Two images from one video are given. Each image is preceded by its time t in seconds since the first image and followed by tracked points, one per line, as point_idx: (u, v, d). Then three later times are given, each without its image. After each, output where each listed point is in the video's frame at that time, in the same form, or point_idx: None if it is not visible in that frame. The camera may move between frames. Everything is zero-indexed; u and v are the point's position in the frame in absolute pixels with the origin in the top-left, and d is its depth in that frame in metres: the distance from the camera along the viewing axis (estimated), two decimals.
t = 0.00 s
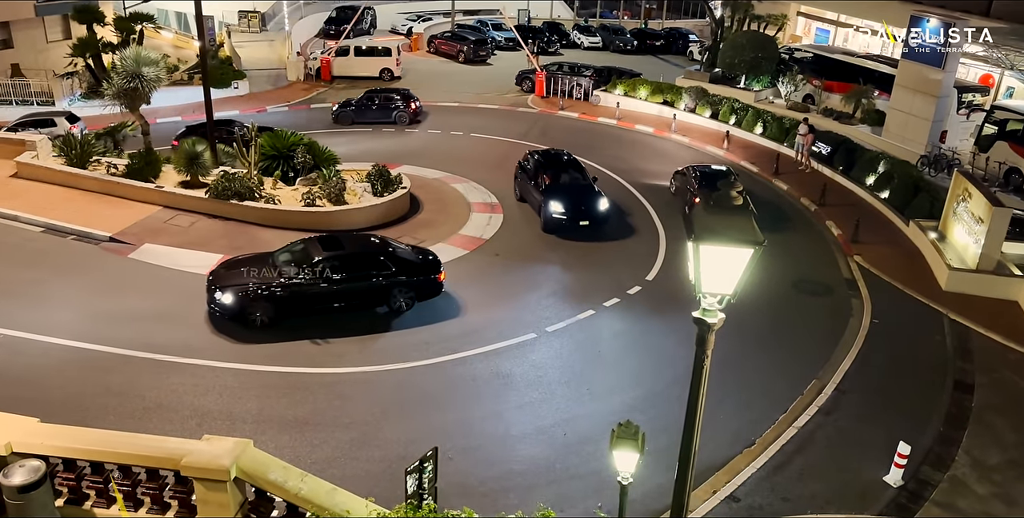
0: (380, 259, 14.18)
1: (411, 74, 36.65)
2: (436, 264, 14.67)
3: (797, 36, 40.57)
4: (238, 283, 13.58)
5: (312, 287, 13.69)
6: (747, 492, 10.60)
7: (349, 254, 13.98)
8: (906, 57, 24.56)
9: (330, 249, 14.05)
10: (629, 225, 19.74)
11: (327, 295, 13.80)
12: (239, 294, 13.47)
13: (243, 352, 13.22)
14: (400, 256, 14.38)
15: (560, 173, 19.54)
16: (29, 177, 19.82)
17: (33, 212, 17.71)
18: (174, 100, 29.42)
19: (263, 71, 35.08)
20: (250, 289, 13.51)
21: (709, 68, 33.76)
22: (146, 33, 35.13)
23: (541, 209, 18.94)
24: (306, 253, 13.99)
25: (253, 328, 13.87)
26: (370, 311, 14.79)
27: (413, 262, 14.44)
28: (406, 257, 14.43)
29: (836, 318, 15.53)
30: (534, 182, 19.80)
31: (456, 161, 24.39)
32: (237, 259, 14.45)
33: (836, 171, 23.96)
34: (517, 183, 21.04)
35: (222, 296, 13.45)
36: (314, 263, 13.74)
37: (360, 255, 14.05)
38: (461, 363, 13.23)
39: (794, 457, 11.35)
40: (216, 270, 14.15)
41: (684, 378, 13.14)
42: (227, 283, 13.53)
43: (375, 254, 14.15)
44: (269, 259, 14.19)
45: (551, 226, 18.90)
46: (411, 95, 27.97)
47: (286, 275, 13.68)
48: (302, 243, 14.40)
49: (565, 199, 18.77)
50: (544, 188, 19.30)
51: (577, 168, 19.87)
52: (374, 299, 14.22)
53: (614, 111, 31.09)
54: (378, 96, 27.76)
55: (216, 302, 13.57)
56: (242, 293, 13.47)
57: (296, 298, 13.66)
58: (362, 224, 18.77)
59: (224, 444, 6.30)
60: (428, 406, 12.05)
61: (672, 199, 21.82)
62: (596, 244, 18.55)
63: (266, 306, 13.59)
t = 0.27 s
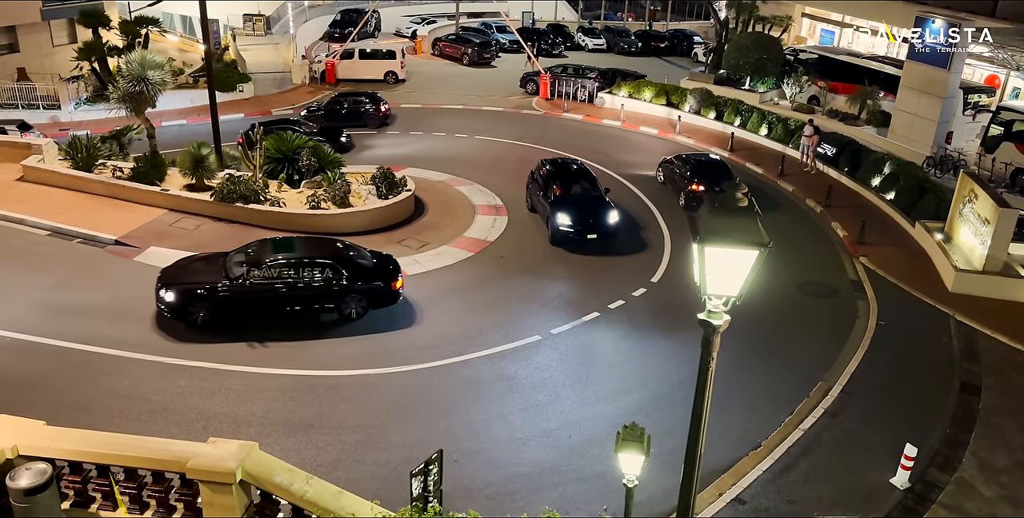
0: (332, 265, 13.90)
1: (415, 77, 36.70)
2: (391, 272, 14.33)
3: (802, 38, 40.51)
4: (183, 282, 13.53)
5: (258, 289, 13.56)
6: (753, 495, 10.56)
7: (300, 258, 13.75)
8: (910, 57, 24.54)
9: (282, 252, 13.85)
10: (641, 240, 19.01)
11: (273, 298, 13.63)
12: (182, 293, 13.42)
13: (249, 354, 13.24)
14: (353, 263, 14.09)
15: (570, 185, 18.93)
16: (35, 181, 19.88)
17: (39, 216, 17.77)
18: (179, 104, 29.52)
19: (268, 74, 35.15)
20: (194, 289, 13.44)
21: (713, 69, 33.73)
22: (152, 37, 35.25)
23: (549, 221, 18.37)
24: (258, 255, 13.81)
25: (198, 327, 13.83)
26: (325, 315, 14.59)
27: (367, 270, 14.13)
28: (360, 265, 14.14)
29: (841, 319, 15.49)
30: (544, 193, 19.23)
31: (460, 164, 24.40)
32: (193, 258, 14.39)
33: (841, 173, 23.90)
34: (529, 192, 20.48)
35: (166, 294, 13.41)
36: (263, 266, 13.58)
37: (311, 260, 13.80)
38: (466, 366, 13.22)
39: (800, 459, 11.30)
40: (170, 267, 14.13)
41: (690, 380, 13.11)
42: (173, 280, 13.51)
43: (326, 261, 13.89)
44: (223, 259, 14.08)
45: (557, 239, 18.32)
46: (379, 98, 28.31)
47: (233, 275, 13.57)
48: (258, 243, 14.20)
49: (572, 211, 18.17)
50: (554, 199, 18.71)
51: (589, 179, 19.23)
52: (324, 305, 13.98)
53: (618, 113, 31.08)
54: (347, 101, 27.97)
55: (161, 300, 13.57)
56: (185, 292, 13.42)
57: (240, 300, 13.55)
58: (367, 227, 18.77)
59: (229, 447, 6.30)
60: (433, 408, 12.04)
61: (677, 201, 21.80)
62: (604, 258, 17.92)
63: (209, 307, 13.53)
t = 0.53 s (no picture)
0: (278, 268, 13.68)
1: (419, 78, 36.75)
2: (340, 278, 14.04)
3: (806, 38, 40.48)
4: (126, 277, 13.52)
5: (199, 288, 13.43)
6: (758, 496, 10.55)
7: (246, 259, 13.57)
8: (915, 58, 24.50)
9: (229, 252, 13.70)
10: (652, 252, 18.35)
11: (216, 299, 13.50)
12: (124, 288, 13.42)
13: (254, 356, 13.27)
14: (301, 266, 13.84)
15: (580, 195, 18.34)
16: (40, 183, 19.95)
17: (44, 219, 17.83)
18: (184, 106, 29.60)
19: (272, 77, 35.23)
20: (136, 286, 13.42)
21: (717, 70, 33.71)
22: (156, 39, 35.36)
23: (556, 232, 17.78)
24: (205, 254, 13.69)
25: (142, 324, 13.84)
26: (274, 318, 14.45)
27: (314, 274, 13.87)
28: (308, 268, 13.90)
29: (845, 320, 15.48)
30: (552, 203, 18.64)
31: (464, 165, 24.43)
32: (148, 254, 14.40)
33: (846, 173, 23.87)
34: (539, 200, 19.92)
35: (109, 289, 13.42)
36: (206, 265, 13.44)
37: (258, 262, 13.62)
38: (471, 367, 13.24)
39: (805, 460, 11.29)
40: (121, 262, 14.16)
41: (694, 381, 13.10)
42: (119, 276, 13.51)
43: (272, 262, 13.66)
44: (173, 256, 14.03)
45: (565, 250, 17.71)
46: (346, 101, 28.41)
47: (178, 274, 13.49)
48: (209, 242, 14.08)
49: (580, 222, 17.56)
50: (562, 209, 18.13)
51: (600, 189, 18.62)
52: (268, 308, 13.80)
53: (622, 114, 31.08)
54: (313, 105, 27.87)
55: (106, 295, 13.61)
56: (127, 288, 13.42)
57: (183, 299, 13.48)
58: (371, 228, 18.80)
59: (234, 448, 6.31)
60: (438, 409, 12.07)
61: (681, 202, 21.79)
62: (613, 271, 17.29)
63: (151, 303, 13.52)
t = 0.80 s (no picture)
0: (219, 268, 13.63)
1: (422, 79, 36.78)
2: (283, 279, 13.94)
3: (809, 38, 40.42)
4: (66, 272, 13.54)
5: (139, 285, 13.43)
6: (762, 497, 10.53)
7: (186, 258, 13.52)
8: (918, 58, 24.45)
9: (170, 249, 13.65)
10: (656, 252, 18.34)
11: (155, 297, 13.51)
12: (64, 282, 13.46)
13: (258, 357, 13.29)
14: (242, 267, 13.75)
15: (589, 204, 17.79)
16: (44, 185, 19.99)
17: (48, 219, 17.87)
18: (187, 108, 29.64)
19: (275, 78, 35.29)
20: (75, 280, 13.46)
21: (720, 71, 33.67)
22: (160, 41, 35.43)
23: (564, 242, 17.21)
24: (148, 250, 13.66)
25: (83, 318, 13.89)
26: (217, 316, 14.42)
27: (255, 275, 13.77)
28: (249, 268, 13.81)
29: (848, 320, 15.46)
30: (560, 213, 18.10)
31: (467, 166, 24.44)
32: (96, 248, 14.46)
33: (849, 173, 23.83)
34: (547, 209, 19.37)
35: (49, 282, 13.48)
36: (146, 262, 13.42)
37: (197, 260, 13.56)
38: (474, 367, 13.24)
39: (809, 461, 11.27)
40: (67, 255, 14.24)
41: (698, 382, 13.08)
42: (60, 269, 13.53)
43: (211, 261, 13.61)
44: (117, 251, 14.06)
45: (575, 262, 17.13)
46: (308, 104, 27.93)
47: (117, 270, 13.47)
48: (154, 238, 14.07)
49: (589, 233, 16.99)
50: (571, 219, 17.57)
51: (610, 198, 18.07)
52: (207, 307, 13.76)
53: (625, 115, 31.08)
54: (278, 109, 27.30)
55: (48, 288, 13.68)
56: (67, 281, 13.46)
57: (123, 296, 13.49)
58: (375, 229, 18.82)
59: (238, 449, 6.31)
60: (441, 410, 12.07)
61: (684, 203, 21.78)
62: (623, 283, 16.72)
63: (91, 299, 13.56)
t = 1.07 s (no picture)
0: (155, 264, 13.59)
1: (423, 79, 36.77)
2: (220, 278, 13.78)
3: (810, 38, 40.38)
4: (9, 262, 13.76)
5: (76, 278, 13.53)
6: (763, 497, 10.53)
7: (122, 252, 13.53)
8: (920, 58, 24.40)
9: (110, 244, 13.68)
10: (658, 251, 18.33)
11: (91, 291, 13.59)
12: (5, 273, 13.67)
13: (259, 356, 13.30)
14: (177, 264, 13.66)
15: (598, 213, 17.30)
16: (46, 185, 20.01)
17: (50, 219, 17.89)
18: (188, 107, 29.65)
19: (276, 77, 35.31)
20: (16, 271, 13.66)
21: (722, 70, 33.64)
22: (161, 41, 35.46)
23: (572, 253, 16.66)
24: (89, 243, 13.72)
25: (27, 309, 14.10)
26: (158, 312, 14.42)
27: (189, 272, 13.66)
28: (185, 265, 13.71)
29: (850, 320, 15.43)
30: (567, 221, 17.58)
31: (468, 166, 24.43)
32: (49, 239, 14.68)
33: (851, 173, 23.81)
34: (553, 218, 18.84)
35: None
36: (84, 256, 13.49)
37: (134, 256, 13.55)
38: (475, 367, 13.25)
39: (810, 461, 11.26)
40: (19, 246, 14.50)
41: (699, 382, 13.08)
42: (4, 259, 13.77)
43: (148, 257, 13.58)
44: (63, 243, 14.20)
45: (585, 274, 16.56)
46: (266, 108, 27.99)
47: (56, 262, 13.59)
48: (100, 231, 14.15)
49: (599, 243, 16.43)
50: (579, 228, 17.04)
51: (619, 206, 17.56)
52: (144, 303, 13.76)
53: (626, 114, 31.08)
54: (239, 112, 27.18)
55: None
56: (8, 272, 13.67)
57: (61, 288, 13.61)
58: (376, 228, 18.82)
59: (239, 449, 6.31)
60: (442, 409, 12.08)
61: (685, 202, 21.77)
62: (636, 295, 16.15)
63: (31, 290, 13.73)
